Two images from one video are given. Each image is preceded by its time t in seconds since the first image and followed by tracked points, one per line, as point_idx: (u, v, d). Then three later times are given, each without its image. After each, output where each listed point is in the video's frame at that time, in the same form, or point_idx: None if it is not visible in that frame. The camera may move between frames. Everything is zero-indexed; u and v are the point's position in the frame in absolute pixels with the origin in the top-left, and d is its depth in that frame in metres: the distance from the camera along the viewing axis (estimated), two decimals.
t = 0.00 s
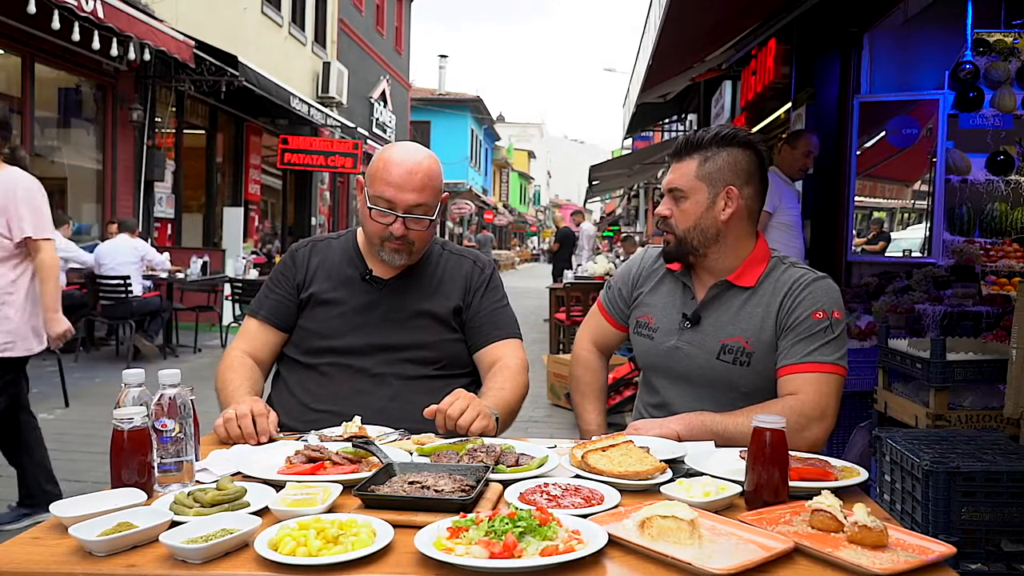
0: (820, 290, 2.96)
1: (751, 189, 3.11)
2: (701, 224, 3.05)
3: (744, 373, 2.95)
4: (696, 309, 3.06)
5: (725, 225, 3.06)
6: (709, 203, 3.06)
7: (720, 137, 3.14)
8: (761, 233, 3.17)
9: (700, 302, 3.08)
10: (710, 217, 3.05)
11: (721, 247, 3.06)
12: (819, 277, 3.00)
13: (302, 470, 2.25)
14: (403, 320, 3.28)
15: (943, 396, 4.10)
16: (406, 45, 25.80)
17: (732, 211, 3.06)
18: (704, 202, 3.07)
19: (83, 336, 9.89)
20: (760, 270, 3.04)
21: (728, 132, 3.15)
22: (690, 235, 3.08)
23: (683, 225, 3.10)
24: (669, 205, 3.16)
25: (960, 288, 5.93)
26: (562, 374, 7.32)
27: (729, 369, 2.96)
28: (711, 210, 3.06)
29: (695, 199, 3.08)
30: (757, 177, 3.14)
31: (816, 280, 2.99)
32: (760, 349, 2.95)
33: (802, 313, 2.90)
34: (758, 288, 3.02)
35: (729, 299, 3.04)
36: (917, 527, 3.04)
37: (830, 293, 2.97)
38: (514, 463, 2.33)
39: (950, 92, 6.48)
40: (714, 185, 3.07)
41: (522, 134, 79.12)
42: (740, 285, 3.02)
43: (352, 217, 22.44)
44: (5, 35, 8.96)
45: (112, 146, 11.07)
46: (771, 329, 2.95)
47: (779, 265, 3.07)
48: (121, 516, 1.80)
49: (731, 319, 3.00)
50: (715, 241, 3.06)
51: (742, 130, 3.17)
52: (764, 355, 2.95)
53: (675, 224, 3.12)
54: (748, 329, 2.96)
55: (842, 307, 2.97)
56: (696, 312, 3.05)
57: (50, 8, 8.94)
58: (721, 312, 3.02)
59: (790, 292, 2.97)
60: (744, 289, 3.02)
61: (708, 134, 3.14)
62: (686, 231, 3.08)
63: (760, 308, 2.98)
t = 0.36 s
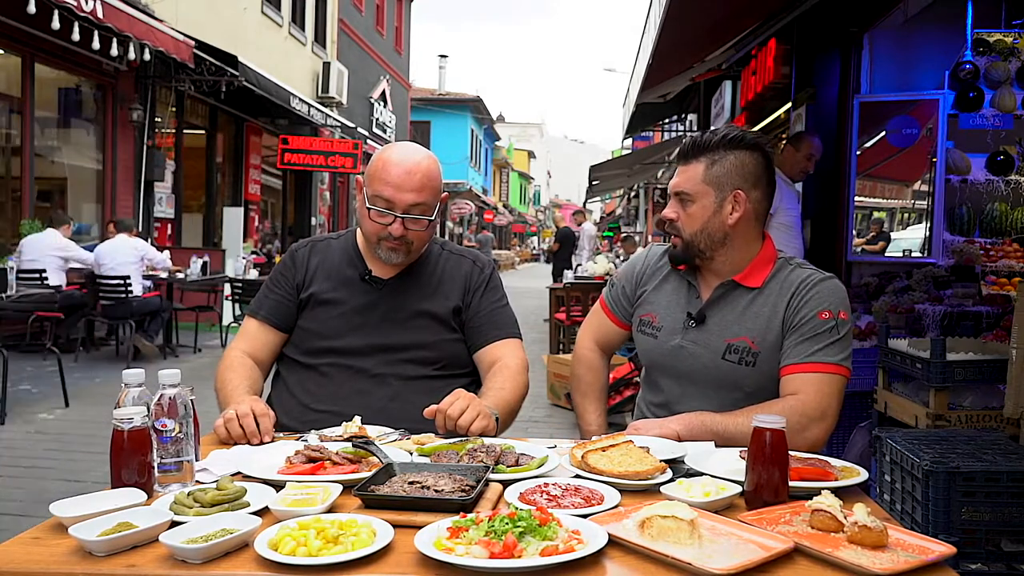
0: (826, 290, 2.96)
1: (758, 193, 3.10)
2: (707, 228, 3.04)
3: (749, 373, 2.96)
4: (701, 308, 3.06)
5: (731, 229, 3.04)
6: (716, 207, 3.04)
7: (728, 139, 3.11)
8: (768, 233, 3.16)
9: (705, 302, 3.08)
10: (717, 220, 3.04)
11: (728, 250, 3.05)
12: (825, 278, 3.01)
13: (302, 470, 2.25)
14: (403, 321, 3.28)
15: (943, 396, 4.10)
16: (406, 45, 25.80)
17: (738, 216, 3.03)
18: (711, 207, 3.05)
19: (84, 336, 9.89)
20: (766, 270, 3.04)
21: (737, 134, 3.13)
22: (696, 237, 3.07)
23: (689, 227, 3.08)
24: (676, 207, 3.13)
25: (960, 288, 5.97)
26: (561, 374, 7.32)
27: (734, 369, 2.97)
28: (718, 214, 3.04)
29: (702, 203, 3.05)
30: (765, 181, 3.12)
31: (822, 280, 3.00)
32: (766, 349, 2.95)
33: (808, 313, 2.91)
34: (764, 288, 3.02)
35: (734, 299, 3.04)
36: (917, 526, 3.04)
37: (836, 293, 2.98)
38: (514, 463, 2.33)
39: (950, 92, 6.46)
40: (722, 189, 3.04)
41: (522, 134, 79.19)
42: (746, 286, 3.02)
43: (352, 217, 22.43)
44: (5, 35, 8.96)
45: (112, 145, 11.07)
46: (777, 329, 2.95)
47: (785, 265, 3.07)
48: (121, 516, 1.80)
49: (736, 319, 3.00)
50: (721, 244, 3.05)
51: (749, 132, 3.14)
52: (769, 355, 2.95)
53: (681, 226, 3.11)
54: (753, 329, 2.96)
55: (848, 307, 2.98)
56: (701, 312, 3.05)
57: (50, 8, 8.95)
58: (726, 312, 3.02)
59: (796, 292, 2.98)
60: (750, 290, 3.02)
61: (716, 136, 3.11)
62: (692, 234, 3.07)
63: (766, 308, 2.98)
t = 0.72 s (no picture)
0: (826, 290, 2.97)
1: (762, 193, 3.10)
2: (710, 228, 3.04)
3: (748, 373, 2.96)
4: (700, 309, 3.06)
5: (735, 229, 3.04)
6: (720, 208, 3.04)
7: (730, 139, 3.11)
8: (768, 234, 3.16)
9: (706, 301, 3.08)
10: (720, 221, 3.04)
11: (729, 250, 3.05)
12: (825, 277, 3.01)
13: (302, 470, 2.25)
14: (403, 320, 3.28)
15: (943, 396, 4.10)
16: (406, 46, 25.79)
17: (742, 216, 3.04)
18: (714, 207, 3.05)
19: (84, 336, 9.89)
20: (766, 270, 3.04)
21: (739, 135, 3.13)
22: (698, 238, 3.06)
23: (692, 228, 3.08)
24: (679, 208, 3.13)
25: (960, 288, 5.96)
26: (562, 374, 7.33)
27: (734, 368, 2.97)
28: (721, 214, 3.04)
29: (705, 203, 3.05)
30: (767, 181, 3.13)
31: (822, 280, 3.00)
32: (766, 349, 2.95)
33: (807, 312, 2.91)
34: (764, 288, 3.02)
35: (734, 299, 3.04)
36: (917, 527, 3.04)
37: (836, 293, 2.98)
38: (514, 464, 2.33)
39: (950, 92, 6.46)
40: (726, 189, 3.05)
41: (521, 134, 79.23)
42: (746, 286, 3.02)
43: (352, 217, 22.42)
44: (5, 35, 8.97)
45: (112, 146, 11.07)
46: (776, 329, 2.95)
47: (785, 265, 3.07)
48: (121, 516, 1.80)
49: (736, 319, 3.00)
50: (723, 245, 3.05)
51: (752, 133, 3.15)
52: (768, 355, 2.95)
53: (683, 226, 3.11)
54: (753, 329, 2.97)
55: (847, 307, 2.98)
56: (701, 311, 3.05)
57: (50, 8, 8.96)
58: (726, 312, 3.03)
59: (796, 292, 2.98)
60: (750, 290, 3.02)
61: (719, 136, 3.11)
62: (694, 234, 3.07)
63: (765, 308, 2.98)
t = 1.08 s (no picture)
0: (825, 290, 2.96)
1: (757, 193, 3.09)
2: (708, 230, 3.04)
3: (748, 373, 2.96)
4: (700, 309, 3.06)
5: (732, 230, 3.04)
6: (716, 209, 3.04)
7: (726, 139, 3.10)
8: (767, 234, 3.16)
9: (705, 302, 3.08)
10: (717, 223, 3.04)
11: (728, 251, 3.05)
12: (825, 278, 3.01)
13: (302, 470, 2.25)
14: (403, 318, 3.28)
15: (943, 396, 4.10)
16: (406, 45, 25.79)
17: (739, 216, 3.03)
18: (711, 208, 3.05)
19: (84, 336, 9.89)
20: (766, 270, 3.04)
21: (734, 135, 3.13)
22: (696, 240, 3.07)
23: (690, 230, 3.08)
24: (676, 210, 3.13)
25: (960, 288, 5.97)
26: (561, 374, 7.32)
27: (734, 369, 2.97)
28: (718, 216, 3.04)
29: (702, 205, 3.05)
30: (764, 181, 3.12)
31: (822, 280, 3.00)
32: (766, 349, 2.95)
33: (807, 312, 2.91)
34: (764, 288, 3.02)
35: (734, 300, 3.04)
36: (917, 527, 3.04)
37: (836, 293, 2.97)
38: (514, 463, 2.33)
39: (950, 92, 6.46)
40: (721, 190, 3.05)
41: (522, 134, 79.31)
42: (746, 286, 3.02)
43: (352, 217, 22.43)
44: (5, 35, 8.97)
45: (112, 146, 11.08)
46: (776, 329, 2.95)
47: (785, 265, 3.07)
48: (121, 516, 1.80)
49: (736, 319, 3.00)
50: (721, 246, 3.05)
51: (748, 133, 3.15)
52: (768, 355, 2.95)
53: (681, 228, 3.11)
54: (753, 329, 2.97)
55: (847, 307, 2.98)
56: (701, 312, 3.05)
57: (50, 8, 8.96)
58: (725, 312, 3.03)
59: (796, 292, 2.98)
60: (750, 290, 3.02)
61: (714, 137, 3.11)
62: (692, 236, 3.07)
63: (765, 308, 2.98)
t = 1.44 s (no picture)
0: (825, 290, 2.96)
1: (756, 193, 3.10)
2: (705, 229, 3.04)
3: (748, 373, 2.96)
4: (699, 309, 3.06)
5: (730, 228, 3.05)
6: (714, 209, 3.05)
7: (724, 139, 3.10)
8: (767, 234, 3.17)
9: (704, 302, 3.08)
10: (716, 222, 3.04)
11: (728, 250, 3.06)
12: (824, 278, 3.01)
13: (302, 470, 2.25)
14: (411, 314, 3.28)
15: (943, 396, 4.10)
16: (406, 45, 25.79)
17: (736, 215, 3.04)
18: (710, 208, 3.05)
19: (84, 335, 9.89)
20: (765, 270, 3.04)
21: (732, 134, 3.12)
22: (695, 240, 3.07)
23: (689, 230, 3.08)
24: (674, 209, 3.14)
25: (960, 288, 5.95)
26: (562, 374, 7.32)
27: (734, 369, 2.97)
28: (717, 215, 3.04)
29: (700, 204, 3.06)
30: (762, 180, 3.13)
31: (821, 280, 3.00)
32: (765, 348, 2.95)
33: (807, 312, 2.91)
34: (763, 288, 3.02)
35: (733, 299, 3.04)
36: (917, 527, 3.04)
37: (835, 293, 2.97)
38: (514, 463, 2.33)
39: (950, 92, 6.45)
40: (720, 190, 3.05)
41: (522, 134, 79.37)
42: (745, 286, 3.02)
43: (352, 218, 22.42)
44: (5, 35, 8.96)
45: (112, 146, 11.08)
46: (776, 329, 2.95)
47: (785, 265, 3.07)
48: (121, 516, 1.80)
49: (735, 319, 3.00)
50: (720, 245, 3.05)
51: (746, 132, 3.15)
52: (767, 355, 2.95)
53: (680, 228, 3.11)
54: (753, 329, 2.97)
55: (847, 307, 2.98)
56: (700, 312, 3.05)
57: (50, 8, 8.96)
58: (725, 312, 3.02)
59: (795, 292, 2.98)
60: (749, 290, 3.02)
61: (712, 137, 3.10)
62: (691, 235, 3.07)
63: (765, 308, 2.99)
